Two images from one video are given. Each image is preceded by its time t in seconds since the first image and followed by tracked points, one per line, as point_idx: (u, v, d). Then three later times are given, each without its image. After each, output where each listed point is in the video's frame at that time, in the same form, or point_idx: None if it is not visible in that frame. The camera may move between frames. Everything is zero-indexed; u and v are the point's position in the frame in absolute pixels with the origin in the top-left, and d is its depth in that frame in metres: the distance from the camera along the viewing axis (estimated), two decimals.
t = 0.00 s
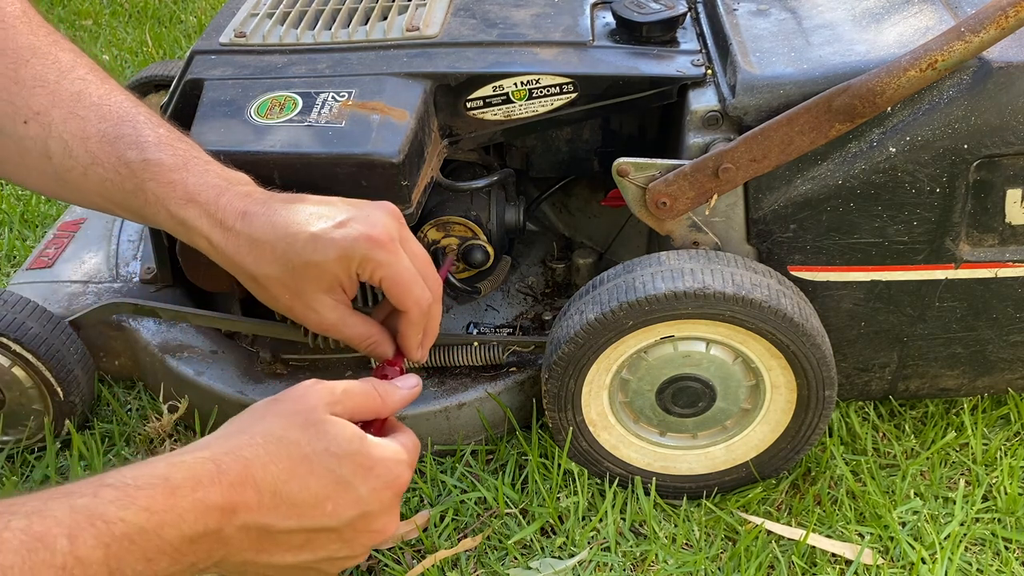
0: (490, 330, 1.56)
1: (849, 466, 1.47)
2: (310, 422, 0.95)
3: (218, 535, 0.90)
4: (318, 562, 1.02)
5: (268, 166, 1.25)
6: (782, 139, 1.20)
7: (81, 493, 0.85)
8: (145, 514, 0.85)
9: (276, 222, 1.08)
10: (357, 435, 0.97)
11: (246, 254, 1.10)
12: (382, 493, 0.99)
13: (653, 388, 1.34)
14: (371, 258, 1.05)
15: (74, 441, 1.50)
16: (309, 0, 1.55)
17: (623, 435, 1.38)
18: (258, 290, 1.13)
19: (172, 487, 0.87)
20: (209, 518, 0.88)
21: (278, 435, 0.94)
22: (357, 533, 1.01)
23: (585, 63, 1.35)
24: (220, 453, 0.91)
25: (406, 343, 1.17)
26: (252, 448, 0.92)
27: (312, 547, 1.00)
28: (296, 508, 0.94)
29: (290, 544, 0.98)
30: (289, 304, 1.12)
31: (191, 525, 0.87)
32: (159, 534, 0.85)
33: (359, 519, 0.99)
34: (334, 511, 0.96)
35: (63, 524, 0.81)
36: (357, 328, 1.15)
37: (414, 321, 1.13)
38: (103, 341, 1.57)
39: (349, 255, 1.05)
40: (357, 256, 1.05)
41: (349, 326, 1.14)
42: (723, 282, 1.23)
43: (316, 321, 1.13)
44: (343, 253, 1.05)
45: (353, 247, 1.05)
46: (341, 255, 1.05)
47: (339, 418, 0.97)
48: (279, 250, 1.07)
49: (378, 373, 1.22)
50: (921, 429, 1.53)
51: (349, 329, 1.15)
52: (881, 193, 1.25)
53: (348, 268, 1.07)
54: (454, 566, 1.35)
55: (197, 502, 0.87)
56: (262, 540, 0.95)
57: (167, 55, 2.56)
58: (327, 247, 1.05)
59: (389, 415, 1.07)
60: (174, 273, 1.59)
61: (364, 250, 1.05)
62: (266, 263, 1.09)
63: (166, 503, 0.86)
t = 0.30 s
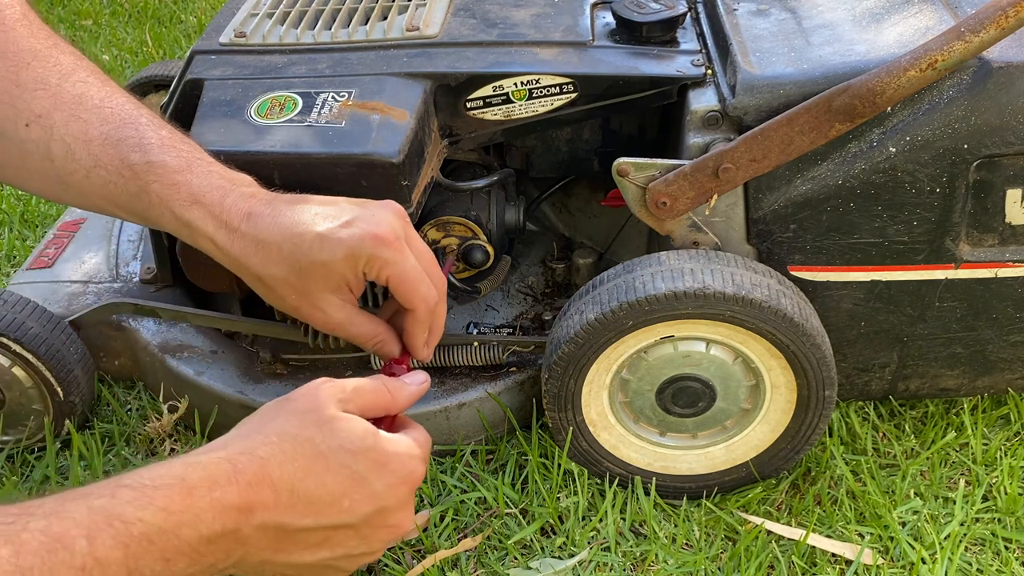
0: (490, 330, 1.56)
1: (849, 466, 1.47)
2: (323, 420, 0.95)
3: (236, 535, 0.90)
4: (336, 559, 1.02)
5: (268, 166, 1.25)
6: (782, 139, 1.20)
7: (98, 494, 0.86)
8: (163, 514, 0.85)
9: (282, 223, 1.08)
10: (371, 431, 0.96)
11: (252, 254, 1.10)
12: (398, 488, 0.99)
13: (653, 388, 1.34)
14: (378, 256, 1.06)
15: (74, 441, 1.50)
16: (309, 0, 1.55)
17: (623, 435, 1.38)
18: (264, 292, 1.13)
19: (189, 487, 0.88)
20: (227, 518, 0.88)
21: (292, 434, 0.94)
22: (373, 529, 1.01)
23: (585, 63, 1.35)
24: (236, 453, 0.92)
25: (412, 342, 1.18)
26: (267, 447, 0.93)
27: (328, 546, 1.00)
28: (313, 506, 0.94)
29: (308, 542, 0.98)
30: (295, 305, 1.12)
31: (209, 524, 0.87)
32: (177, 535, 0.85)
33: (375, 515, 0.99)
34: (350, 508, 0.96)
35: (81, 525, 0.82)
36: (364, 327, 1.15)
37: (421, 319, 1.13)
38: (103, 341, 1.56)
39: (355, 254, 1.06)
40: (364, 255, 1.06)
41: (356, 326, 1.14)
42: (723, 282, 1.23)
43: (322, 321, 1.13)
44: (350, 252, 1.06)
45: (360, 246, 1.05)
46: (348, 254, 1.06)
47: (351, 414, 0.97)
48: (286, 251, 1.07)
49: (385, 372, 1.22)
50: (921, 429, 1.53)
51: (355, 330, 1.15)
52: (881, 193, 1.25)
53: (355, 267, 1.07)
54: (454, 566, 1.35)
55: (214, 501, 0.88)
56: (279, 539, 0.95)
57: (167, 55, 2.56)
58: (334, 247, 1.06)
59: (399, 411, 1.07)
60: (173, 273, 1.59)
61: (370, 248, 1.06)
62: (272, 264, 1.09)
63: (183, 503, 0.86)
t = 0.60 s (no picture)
0: (490, 330, 1.56)
1: (849, 466, 1.47)
2: (324, 424, 0.95)
3: (242, 540, 0.90)
4: (342, 563, 1.02)
5: (268, 166, 1.25)
6: (782, 139, 1.20)
7: (104, 500, 0.86)
8: (168, 520, 0.85)
9: (283, 223, 1.08)
10: (371, 433, 0.97)
11: (253, 255, 1.10)
12: (400, 490, 0.99)
13: (653, 388, 1.34)
14: (379, 257, 1.06)
15: (74, 441, 1.50)
16: None
17: (623, 435, 1.38)
18: (265, 292, 1.13)
19: (194, 492, 0.88)
20: (233, 523, 0.88)
21: (295, 438, 0.94)
22: (377, 531, 1.01)
23: (585, 63, 1.35)
24: (239, 459, 0.92)
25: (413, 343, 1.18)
26: (271, 451, 0.92)
27: (334, 549, 0.99)
28: (319, 509, 0.94)
29: (314, 545, 0.97)
30: (296, 305, 1.12)
31: (215, 530, 0.87)
32: (183, 540, 0.86)
33: (379, 516, 0.99)
34: (354, 510, 0.96)
35: (87, 532, 0.83)
36: (364, 328, 1.15)
37: (422, 320, 1.13)
38: (102, 341, 1.56)
39: (356, 255, 1.06)
40: (365, 255, 1.06)
41: (357, 327, 1.14)
42: (723, 282, 1.23)
43: (323, 322, 1.13)
44: (351, 253, 1.06)
45: (361, 247, 1.05)
46: (349, 255, 1.06)
47: (351, 417, 0.98)
48: (288, 252, 1.07)
49: (386, 372, 1.23)
50: (921, 429, 1.53)
51: (356, 331, 1.15)
52: (881, 193, 1.25)
53: (356, 268, 1.07)
54: (454, 566, 1.35)
55: (220, 506, 0.88)
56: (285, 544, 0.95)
57: (167, 55, 2.56)
58: (336, 248, 1.06)
59: (400, 413, 1.08)
60: (174, 273, 1.59)
61: (371, 249, 1.05)
62: (273, 265, 1.09)
63: (189, 509, 0.86)
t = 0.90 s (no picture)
0: (490, 330, 1.56)
1: (849, 466, 1.47)
2: (327, 423, 0.95)
3: (247, 541, 0.90)
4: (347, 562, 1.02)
5: (268, 166, 1.25)
6: (782, 139, 1.20)
7: (108, 502, 0.86)
8: (172, 521, 0.85)
9: (284, 222, 1.08)
10: (374, 432, 0.96)
11: (254, 254, 1.10)
12: (405, 488, 0.99)
13: (653, 388, 1.34)
14: (380, 256, 1.06)
15: (74, 441, 1.50)
16: None
17: (623, 435, 1.38)
18: (266, 291, 1.13)
19: (198, 493, 0.87)
20: (237, 524, 0.88)
21: (298, 438, 0.94)
22: (383, 529, 1.01)
23: (585, 63, 1.35)
24: (243, 460, 0.92)
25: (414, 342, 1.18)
26: (274, 451, 0.93)
27: (339, 549, 0.99)
28: (323, 509, 0.94)
29: (319, 546, 0.97)
30: (297, 304, 1.12)
31: (219, 532, 0.87)
32: (187, 542, 0.85)
33: (384, 515, 0.99)
34: (359, 509, 0.96)
35: (91, 533, 0.82)
36: (365, 327, 1.15)
37: (423, 319, 1.14)
38: (102, 341, 1.56)
39: (357, 254, 1.06)
40: (366, 254, 1.06)
41: (357, 326, 1.14)
42: (723, 282, 1.23)
43: (324, 321, 1.13)
44: (352, 252, 1.06)
45: (362, 245, 1.05)
46: (350, 254, 1.06)
47: (354, 417, 0.98)
48: (289, 251, 1.07)
49: (387, 372, 1.23)
50: (921, 429, 1.53)
51: (357, 330, 1.15)
52: (881, 193, 1.25)
53: (357, 267, 1.07)
54: (454, 566, 1.35)
55: (224, 508, 0.88)
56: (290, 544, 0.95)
57: (167, 55, 2.56)
58: (337, 247, 1.06)
59: (401, 412, 1.08)
60: (174, 273, 1.59)
61: (373, 248, 1.06)
62: (274, 264, 1.09)
63: (193, 510, 0.86)
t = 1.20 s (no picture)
0: (490, 330, 1.56)
1: (849, 466, 1.47)
2: (328, 423, 0.95)
3: (250, 541, 0.90)
4: (353, 561, 1.01)
5: (268, 166, 1.25)
6: (782, 138, 1.20)
7: (111, 503, 0.86)
8: (174, 521, 0.85)
9: (284, 223, 1.08)
10: (376, 431, 0.97)
11: (254, 254, 1.10)
12: (409, 486, 0.99)
13: (653, 388, 1.34)
14: (380, 255, 1.06)
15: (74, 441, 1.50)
16: None
17: (623, 435, 1.38)
18: (266, 292, 1.13)
19: (200, 494, 0.87)
20: (241, 524, 0.88)
21: (300, 438, 0.94)
22: (387, 528, 1.01)
23: (585, 63, 1.35)
24: (246, 459, 0.92)
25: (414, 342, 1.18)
26: (277, 451, 0.93)
27: (344, 549, 0.99)
28: (327, 508, 0.94)
29: (324, 545, 0.97)
30: (297, 305, 1.12)
31: (224, 531, 0.87)
32: (191, 542, 0.85)
33: (388, 514, 0.99)
34: (363, 508, 0.96)
35: (95, 534, 0.82)
36: (366, 327, 1.15)
37: (423, 318, 1.14)
38: (103, 341, 1.56)
39: (357, 254, 1.06)
40: (366, 254, 1.06)
41: (358, 326, 1.14)
42: (723, 282, 1.23)
43: (325, 321, 1.13)
44: (353, 251, 1.06)
45: (362, 245, 1.05)
46: (350, 254, 1.06)
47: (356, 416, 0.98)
48: (289, 251, 1.07)
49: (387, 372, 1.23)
50: (921, 429, 1.53)
51: (357, 330, 1.15)
52: (881, 193, 1.25)
53: (358, 267, 1.07)
54: (454, 566, 1.35)
55: (228, 508, 0.88)
56: (294, 544, 0.95)
57: (167, 55, 2.56)
58: (337, 247, 1.06)
59: (403, 411, 1.08)
60: (174, 273, 1.59)
61: (373, 247, 1.06)
62: (274, 264, 1.09)
63: (196, 510, 0.86)
